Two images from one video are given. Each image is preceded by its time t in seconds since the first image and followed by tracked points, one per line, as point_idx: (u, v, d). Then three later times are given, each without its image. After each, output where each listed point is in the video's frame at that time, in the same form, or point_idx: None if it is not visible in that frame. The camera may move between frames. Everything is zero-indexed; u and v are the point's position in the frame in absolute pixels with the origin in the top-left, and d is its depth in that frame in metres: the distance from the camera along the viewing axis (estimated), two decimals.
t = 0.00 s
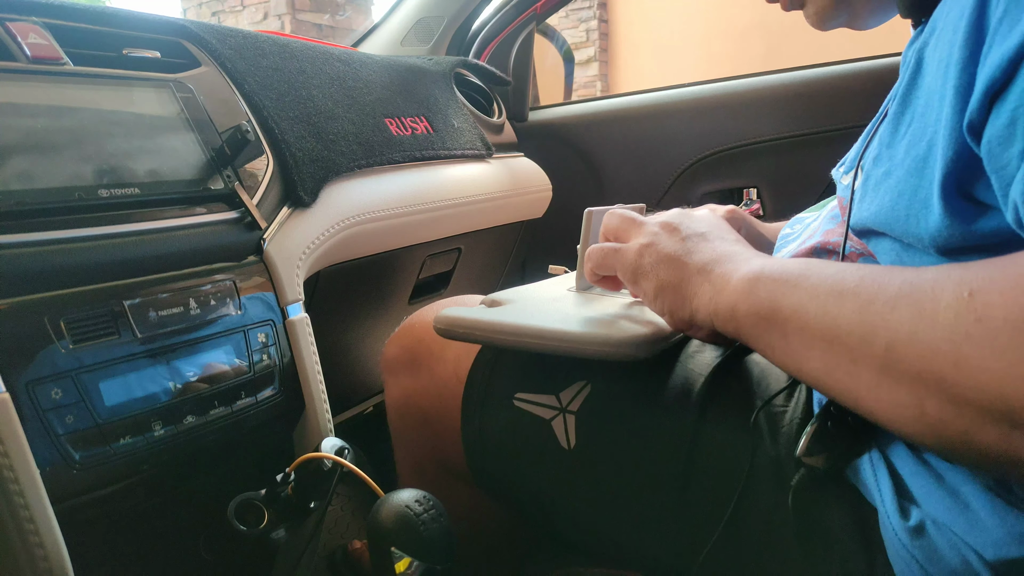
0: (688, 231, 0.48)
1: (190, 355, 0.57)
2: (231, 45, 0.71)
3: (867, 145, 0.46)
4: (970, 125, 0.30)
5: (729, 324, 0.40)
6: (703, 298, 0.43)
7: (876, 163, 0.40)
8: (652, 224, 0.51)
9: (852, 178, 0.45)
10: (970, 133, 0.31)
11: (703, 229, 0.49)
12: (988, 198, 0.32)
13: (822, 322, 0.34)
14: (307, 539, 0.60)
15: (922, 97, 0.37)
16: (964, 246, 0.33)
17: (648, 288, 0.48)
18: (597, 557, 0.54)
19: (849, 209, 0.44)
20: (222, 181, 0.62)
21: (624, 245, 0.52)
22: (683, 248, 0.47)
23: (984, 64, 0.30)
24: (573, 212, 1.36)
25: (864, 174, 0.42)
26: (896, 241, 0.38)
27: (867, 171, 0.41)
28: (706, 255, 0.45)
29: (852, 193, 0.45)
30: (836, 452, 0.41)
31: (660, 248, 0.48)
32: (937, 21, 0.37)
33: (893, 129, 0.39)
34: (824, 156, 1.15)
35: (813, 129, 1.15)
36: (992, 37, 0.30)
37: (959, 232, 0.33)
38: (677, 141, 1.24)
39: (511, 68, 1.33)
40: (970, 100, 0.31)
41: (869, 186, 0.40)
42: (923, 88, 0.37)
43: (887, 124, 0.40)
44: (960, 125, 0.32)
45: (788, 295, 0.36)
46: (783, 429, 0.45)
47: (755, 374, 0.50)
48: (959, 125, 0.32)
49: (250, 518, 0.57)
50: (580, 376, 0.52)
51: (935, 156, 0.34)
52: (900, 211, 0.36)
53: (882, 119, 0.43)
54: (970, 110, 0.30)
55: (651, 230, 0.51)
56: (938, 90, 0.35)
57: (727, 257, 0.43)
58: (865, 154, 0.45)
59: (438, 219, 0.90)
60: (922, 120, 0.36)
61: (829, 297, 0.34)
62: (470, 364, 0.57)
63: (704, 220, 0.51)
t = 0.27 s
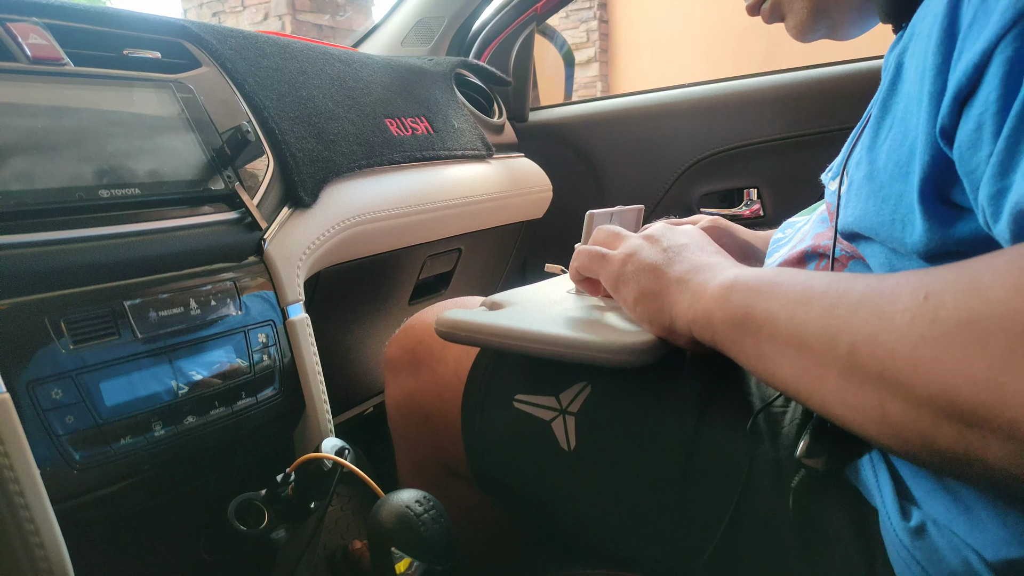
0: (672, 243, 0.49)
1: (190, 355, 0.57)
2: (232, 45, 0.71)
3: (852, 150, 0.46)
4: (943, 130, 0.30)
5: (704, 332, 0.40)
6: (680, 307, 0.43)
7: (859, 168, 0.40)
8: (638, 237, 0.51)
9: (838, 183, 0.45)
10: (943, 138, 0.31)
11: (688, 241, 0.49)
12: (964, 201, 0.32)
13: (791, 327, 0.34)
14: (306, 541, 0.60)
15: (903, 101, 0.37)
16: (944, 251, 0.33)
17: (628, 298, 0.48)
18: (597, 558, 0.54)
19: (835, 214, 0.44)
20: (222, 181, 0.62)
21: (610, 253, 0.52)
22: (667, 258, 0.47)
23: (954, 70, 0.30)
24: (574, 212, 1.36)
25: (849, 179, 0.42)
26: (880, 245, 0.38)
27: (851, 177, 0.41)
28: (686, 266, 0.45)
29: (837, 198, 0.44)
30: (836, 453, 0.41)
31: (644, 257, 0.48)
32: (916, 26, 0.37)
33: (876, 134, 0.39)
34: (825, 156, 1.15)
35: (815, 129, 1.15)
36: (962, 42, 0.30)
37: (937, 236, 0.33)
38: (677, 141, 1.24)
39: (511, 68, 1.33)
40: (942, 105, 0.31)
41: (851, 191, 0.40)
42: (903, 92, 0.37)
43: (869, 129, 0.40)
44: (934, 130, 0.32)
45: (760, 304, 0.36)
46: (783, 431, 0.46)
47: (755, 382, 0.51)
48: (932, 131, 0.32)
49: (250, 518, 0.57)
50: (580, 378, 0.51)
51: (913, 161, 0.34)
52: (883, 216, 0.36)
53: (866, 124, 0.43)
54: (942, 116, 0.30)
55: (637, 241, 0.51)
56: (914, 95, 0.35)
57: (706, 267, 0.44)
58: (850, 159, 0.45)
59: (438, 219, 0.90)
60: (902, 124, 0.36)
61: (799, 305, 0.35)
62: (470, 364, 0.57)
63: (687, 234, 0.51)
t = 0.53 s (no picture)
0: (673, 243, 0.49)
1: (190, 355, 0.57)
2: (232, 45, 0.71)
3: (842, 155, 0.46)
4: (932, 135, 0.30)
5: (702, 337, 0.40)
6: (681, 310, 0.43)
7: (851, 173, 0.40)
8: (639, 237, 0.52)
9: (830, 188, 0.45)
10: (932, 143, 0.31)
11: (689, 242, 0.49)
12: (955, 206, 0.32)
13: (781, 330, 0.34)
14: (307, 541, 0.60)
15: (893, 106, 0.37)
16: (935, 257, 0.33)
17: (631, 299, 0.48)
18: (597, 558, 0.54)
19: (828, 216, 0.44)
20: (222, 181, 0.62)
21: (612, 253, 0.52)
22: (668, 259, 0.47)
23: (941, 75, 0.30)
24: (574, 211, 1.36)
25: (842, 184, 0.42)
26: (874, 250, 0.38)
27: (843, 182, 0.41)
28: (687, 267, 0.45)
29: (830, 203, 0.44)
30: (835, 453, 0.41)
31: (646, 257, 0.48)
32: (904, 31, 0.37)
33: (866, 138, 0.39)
34: (824, 156, 1.15)
35: (814, 129, 1.15)
36: (949, 47, 0.30)
37: (928, 241, 0.33)
38: (677, 141, 1.24)
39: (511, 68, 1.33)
40: (930, 110, 0.31)
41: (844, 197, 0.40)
42: (894, 97, 0.37)
43: (859, 134, 0.40)
44: (923, 135, 0.32)
45: (752, 310, 0.37)
46: (783, 431, 0.46)
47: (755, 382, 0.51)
48: (921, 136, 0.32)
49: (250, 518, 0.57)
50: (580, 378, 0.51)
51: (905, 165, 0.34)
52: (877, 221, 0.36)
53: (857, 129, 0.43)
54: (930, 121, 0.30)
55: (638, 241, 0.51)
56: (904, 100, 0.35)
57: (706, 270, 0.44)
58: (841, 164, 0.45)
59: (438, 219, 0.90)
60: (893, 130, 0.36)
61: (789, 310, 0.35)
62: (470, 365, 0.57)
63: (688, 235, 0.51)
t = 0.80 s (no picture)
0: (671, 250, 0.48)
1: (190, 355, 0.57)
2: (232, 45, 0.71)
3: (847, 159, 0.46)
4: (937, 142, 0.30)
5: (709, 349, 0.40)
6: (688, 324, 0.42)
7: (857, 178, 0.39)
8: (633, 246, 0.50)
9: (834, 192, 0.45)
10: (937, 150, 0.30)
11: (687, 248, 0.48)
12: (960, 214, 0.32)
13: (790, 343, 0.34)
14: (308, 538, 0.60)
15: (896, 111, 0.37)
16: (941, 263, 0.33)
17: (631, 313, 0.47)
18: (598, 559, 0.54)
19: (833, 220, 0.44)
20: (222, 181, 0.62)
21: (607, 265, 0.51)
22: (667, 271, 0.46)
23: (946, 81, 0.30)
24: (574, 211, 1.36)
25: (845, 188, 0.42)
26: (878, 256, 0.38)
27: (847, 187, 0.41)
28: (689, 279, 0.44)
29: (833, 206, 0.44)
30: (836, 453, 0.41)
31: (645, 269, 0.47)
32: (907, 35, 0.37)
33: (870, 143, 0.39)
34: (824, 156, 1.15)
35: (814, 129, 1.15)
36: (953, 53, 0.30)
37: (934, 248, 0.33)
38: (677, 141, 1.24)
39: (511, 68, 1.33)
40: (935, 117, 0.31)
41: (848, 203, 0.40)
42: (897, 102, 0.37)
43: (863, 138, 0.39)
44: (928, 142, 0.32)
45: (760, 320, 0.36)
46: (784, 432, 0.45)
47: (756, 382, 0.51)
48: (926, 142, 0.32)
49: (250, 518, 0.57)
50: (580, 379, 0.51)
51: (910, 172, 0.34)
52: (881, 227, 0.36)
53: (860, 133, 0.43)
54: (935, 128, 0.30)
55: (633, 250, 0.50)
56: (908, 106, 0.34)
57: (709, 281, 0.43)
58: (845, 167, 0.45)
59: (438, 219, 0.90)
60: (898, 135, 0.36)
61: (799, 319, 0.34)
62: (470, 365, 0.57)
63: (686, 238, 0.50)
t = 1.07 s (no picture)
0: (657, 260, 0.48)
1: (190, 355, 0.57)
2: (232, 45, 0.71)
3: (862, 155, 0.46)
4: (960, 139, 0.30)
5: (718, 332, 0.40)
6: (691, 312, 0.42)
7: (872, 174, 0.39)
8: (618, 260, 0.50)
9: (848, 188, 0.45)
10: (960, 148, 0.30)
11: (671, 255, 0.48)
12: (981, 212, 0.32)
13: (799, 324, 0.34)
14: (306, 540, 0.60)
15: (914, 108, 0.37)
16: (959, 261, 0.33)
17: (632, 317, 0.46)
18: (599, 559, 0.54)
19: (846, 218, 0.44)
20: (222, 181, 0.62)
21: (594, 278, 0.50)
22: (657, 276, 0.46)
23: (970, 78, 0.30)
24: (574, 212, 1.36)
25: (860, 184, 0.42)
26: (893, 252, 0.38)
27: (862, 183, 0.41)
28: (680, 275, 0.45)
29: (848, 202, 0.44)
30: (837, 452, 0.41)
31: (635, 277, 0.47)
32: (926, 31, 0.37)
33: (886, 139, 0.39)
34: (823, 156, 1.15)
35: (813, 129, 1.15)
36: (978, 51, 0.30)
37: (954, 245, 0.33)
38: (677, 141, 1.24)
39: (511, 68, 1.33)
40: (958, 114, 0.31)
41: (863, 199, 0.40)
42: (915, 99, 0.37)
43: (879, 135, 0.39)
44: (949, 139, 0.31)
45: (770, 301, 0.36)
46: (784, 431, 0.46)
47: (756, 380, 0.51)
48: (948, 140, 0.32)
49: (250, 517, 0.57)
50: (580, 379, 0.51)
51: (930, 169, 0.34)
52: (897, 225, 0.36)
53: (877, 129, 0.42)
54: (958, 125, 0.30)
55: (619, 263, 0.50)
56: (927, 102, 0.34)
57: (703, 267, 0.44)
58: (861, 163, 0.45)
59: (438, 219, 0.90)
60: (915, 132, 0.36)
61: (811, 300, 0.35)
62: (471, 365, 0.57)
63: (665, 243, 0.51)
